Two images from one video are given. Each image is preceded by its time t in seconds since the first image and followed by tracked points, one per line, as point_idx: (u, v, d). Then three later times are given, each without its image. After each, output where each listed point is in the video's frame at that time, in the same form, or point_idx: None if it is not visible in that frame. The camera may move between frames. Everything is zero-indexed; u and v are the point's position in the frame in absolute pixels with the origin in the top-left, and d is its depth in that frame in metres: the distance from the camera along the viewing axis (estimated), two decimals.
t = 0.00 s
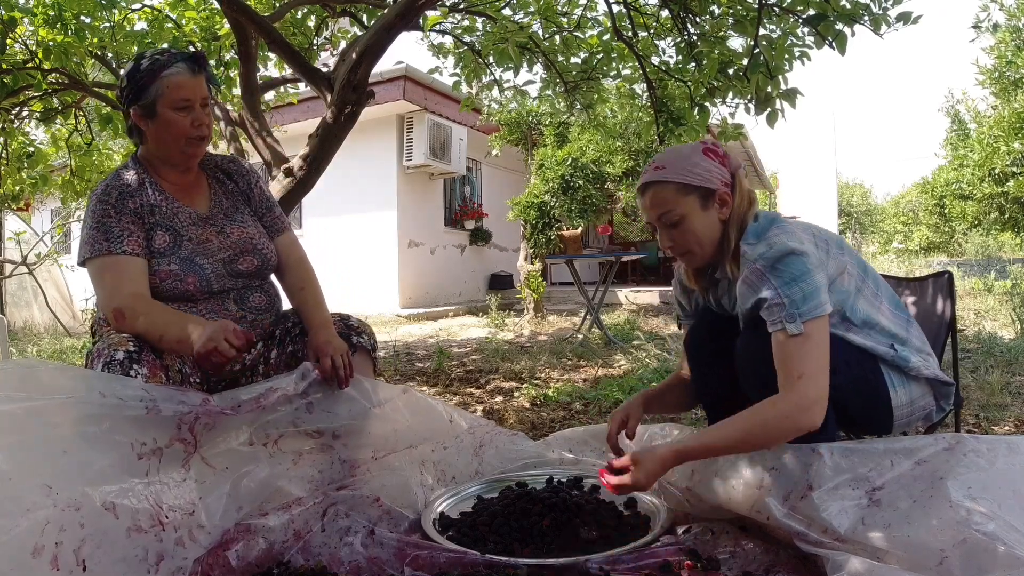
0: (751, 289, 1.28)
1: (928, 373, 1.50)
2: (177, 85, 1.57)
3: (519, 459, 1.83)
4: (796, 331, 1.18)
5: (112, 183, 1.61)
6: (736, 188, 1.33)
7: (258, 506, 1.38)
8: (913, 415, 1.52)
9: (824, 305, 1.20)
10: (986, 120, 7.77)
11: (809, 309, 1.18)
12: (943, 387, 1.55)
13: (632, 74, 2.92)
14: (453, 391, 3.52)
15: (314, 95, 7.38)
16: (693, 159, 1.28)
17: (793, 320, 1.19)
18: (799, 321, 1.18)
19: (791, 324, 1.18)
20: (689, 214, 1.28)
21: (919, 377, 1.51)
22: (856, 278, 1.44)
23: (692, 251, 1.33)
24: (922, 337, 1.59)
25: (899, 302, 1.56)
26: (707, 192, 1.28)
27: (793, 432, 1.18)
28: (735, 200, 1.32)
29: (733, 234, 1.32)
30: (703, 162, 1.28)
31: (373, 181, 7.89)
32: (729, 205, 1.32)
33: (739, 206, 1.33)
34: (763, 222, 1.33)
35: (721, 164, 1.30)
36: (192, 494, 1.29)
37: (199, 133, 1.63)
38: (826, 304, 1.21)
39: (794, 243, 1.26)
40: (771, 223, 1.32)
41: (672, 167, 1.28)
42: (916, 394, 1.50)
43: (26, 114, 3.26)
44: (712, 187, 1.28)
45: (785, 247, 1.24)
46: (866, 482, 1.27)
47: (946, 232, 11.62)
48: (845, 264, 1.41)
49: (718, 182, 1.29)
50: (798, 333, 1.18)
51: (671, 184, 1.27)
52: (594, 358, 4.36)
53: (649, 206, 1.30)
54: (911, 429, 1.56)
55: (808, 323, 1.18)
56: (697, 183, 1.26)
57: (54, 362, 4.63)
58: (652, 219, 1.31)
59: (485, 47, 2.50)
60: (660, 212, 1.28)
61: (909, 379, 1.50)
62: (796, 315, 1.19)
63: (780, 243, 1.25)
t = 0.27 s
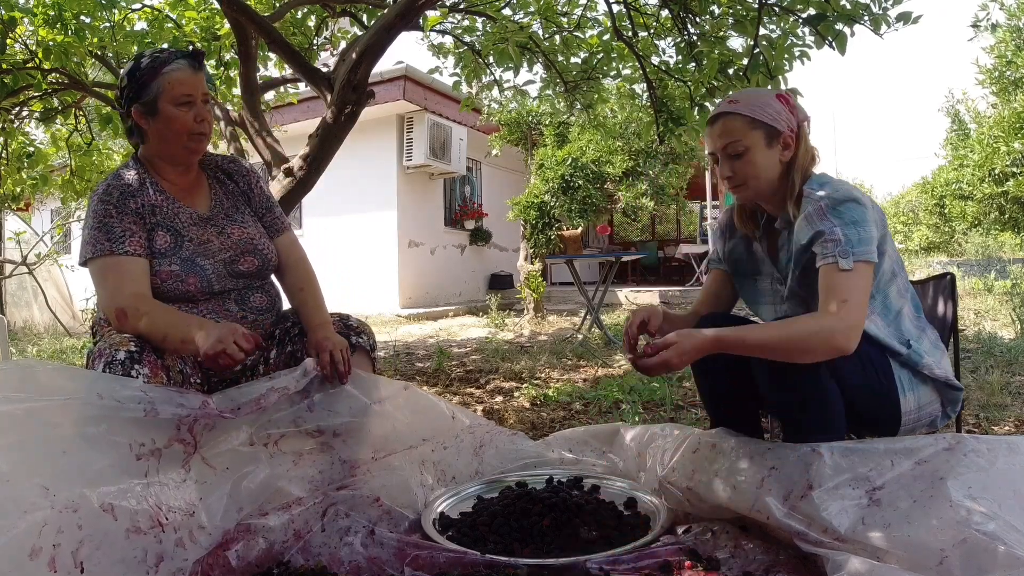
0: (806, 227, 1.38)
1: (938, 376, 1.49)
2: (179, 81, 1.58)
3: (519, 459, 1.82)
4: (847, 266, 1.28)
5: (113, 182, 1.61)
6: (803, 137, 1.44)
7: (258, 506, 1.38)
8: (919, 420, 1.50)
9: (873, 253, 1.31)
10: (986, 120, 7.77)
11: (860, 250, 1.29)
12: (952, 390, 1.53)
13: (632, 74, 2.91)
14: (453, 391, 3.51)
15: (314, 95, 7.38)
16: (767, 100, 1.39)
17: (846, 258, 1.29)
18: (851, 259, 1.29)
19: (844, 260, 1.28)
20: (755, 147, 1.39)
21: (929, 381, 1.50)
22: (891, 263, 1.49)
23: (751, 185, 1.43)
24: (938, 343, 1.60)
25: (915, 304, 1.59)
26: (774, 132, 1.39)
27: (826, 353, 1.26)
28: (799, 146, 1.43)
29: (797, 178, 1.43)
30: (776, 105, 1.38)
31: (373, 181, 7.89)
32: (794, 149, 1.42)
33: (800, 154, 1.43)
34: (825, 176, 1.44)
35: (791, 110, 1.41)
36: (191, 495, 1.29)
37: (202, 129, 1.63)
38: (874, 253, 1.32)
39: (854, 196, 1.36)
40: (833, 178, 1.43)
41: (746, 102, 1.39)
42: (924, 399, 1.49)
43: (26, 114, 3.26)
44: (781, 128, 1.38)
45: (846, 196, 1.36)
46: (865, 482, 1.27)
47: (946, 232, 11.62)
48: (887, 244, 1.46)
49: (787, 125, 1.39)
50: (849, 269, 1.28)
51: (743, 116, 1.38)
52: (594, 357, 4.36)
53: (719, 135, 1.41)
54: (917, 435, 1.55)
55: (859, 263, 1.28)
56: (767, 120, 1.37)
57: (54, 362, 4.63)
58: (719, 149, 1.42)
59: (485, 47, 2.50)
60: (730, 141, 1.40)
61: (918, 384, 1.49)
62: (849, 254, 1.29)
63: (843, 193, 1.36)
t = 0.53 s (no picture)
0: (842, 197, 1.41)
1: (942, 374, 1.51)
2: (180, 78, 1.58)
3: (519, 459, 1.82)
4: (875, 241, 1.32)
5: (115, 183, 1.61)
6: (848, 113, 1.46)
7: (258, 506, 1.38)
8: (923, 422, 1.51)
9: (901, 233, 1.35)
10: (986, 120, 7.77)
11: (890, 228, 1.33)
12: (953, 390, 1.54)
13: (632, 74, 2.91)
14: (453, 391, 3.51)
15: (314, 95, 7.38)
16: (816, 74, 1.41)
17: (875, 233, 1.33)
18: (879, 236, 1.33)
19: (872, 234, 1.33)
20: (799, 120, 1.41)
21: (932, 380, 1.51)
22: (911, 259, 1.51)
23: (792, 155, 1.46)
24: (942, 343, 1.61)
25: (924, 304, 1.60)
26: (820, 106, 1.41)
27: (831, 313, 1.31)
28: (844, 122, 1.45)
29: (842, 154, 1.46)
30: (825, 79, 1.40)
31: (373, 181, 7.89)
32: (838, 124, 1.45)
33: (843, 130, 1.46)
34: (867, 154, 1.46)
35: (839, 86, 1.43)
36: (192, 495, 1.29)
37: (204, 125, 1.63)
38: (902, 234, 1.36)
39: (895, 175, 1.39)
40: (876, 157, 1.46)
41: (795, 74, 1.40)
42: (927, 401, 1.50)
43: (26, 114, 3.26)
44: (827, 102, 1.41)
45: (888, 174, 1.38)
46: (866, 482, 1.27)
47: (946, 232, 11.62)
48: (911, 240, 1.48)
49: (833, 100, 1.42)
50: (875, 244, 1.33)
51: (790, 89, 1.40)
52: (594, 357, 4.35)
53: (765, 103, 1.44)
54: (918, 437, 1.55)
55: (886, 241, 1.33)
56: (814, 94, 1.40)
57: (54, 362, 4.63)
58: (763, 118, 1.45)
59: (485, 47, 2.50)
60: (775, 110, 1.42)
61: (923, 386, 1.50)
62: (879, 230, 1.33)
63: (884, 172, 1.39)
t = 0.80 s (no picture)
0: (852, 197, 1.41)
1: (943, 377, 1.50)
2: (179, 78, 1.58)
3: (519, 459, 1.82)
4: (880, 247, 1.34)
5: (113, 185, 1.61)
6: (859, 111, 1.45)
7: (258, 506, 1.38)
8: (923, 423, 1.51)
9: (907, 239, 1.36)
10: (986, 120, 7.77)
11: (897, 233, 1.35)
12: (954, 390, 1.54)
13: (632, 74, 2.91)
14: (453, 391, 3.52)
15: (314, 96, 7.38)
16: (828, 70, 1.40)
17: (880, 238, 1.35)
18: (886, 240, 1.34)
19: (878, 240, 1.34)
20: (810, 117, 1.41)
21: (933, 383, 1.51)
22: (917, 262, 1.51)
23: (801, 153, 1.46)
24: (945, 345, 1.61)
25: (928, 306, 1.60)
26: (831, 103, 1.41)
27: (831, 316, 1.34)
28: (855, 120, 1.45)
29: (853, 152, 1.46)
30: (837, 76, 1.39)
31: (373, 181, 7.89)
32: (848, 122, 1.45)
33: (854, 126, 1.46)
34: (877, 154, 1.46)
35: (850, 83, 1.42)
36: (191, 495, 1.29)
37: (203, 125, 1.63)
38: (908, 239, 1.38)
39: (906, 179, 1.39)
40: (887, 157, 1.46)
41: (807, 70, 1.39)
42: (928, 403, 1.50)
43: (26, 114, 3.26)
44: (838, 100, 1.40)
45: (900, 177, 1.39)
46: (866, 482, 1.27)
47: (947, 232, 11.62)
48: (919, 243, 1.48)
49: (844, 97, 1.41)
50: (881, 249, 1.34)
51: (801, 86, 1.39)
52: (594, 358, 4.36)
53: (775, 100, 1.42)
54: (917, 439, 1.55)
55: (892, 246, 1.34)
56: (825, 91, 1.39)
57: (54, 362, 4.63)
58: (772, 115, 1.44)
59: (485, 46, 2.50)
60: (785, 108, 1.41)
61: (924, 386, 1.50)
62: (886, 235, 1.35)
63: (896, 175, 1.39)
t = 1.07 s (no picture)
0: (849, 202, 1.42)
1: (943, 378, 1.51)
2: (173, 77, 1.59)
3: (519, 459, 1.82)
4: (875, 254, 1.35)
5: (110, 185, 1.61)
6: (857, 112, 1.45)
7: (258, 506, 1.38)
8: (924, 424, 1.51)
9: (903, 244, 1.37)
10: (986, 120, 7.77)
11: (893, 240, 1.35)
12: (954, 390, 1.54)
13: (632, 74, 2.91)
14: (453, 391, 3.52)
15: (314, 95, 7.38)
16: (825, 70, 1.40)
17: (877, 244, 1.35)
18: (882, 247, 1.35)
19: (874, 246, 1.35)
20: (806, 119, 1.41)
21: (934, 383, 1.51)
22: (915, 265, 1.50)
23: (797, 155, 1.46)
24: (944, 345, 1.62)
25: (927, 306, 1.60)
26: (827, 105, 1.41)
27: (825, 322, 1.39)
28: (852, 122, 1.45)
29: (850, 154, 1.46)
30: (834, 77, 1.40)
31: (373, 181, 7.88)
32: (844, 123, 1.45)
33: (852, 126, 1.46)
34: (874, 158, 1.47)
35: (847, 84, 1.42)
36: (191, 495, 1.29)
37: (198, 124, 1.64)
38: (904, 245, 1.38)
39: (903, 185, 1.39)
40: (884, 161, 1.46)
41: (803, 71, 1.40)
42: (929, 404, 1.50)
43: (26, 114, 3.26)
44: (834, 101, 1.40)
45: (897, 182, 1.39)
46: (866, 482, 1.27)
47: (947, 232, 11.63)
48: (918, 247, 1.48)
49: (840, 97, 1.41)
50: (877, 256, 1.35)
51: (798, 86, 1.39)
52: (594, 358, 4.36)
53: (772, 102, 1.43)
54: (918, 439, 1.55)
55: (888, 252, 1.35)
56: (822, 91, 1.39)
57: (54, 362, 4.62)
58: (768, 116, 1.45)
59: (485, 46, 2.50)
60: (781, 110, 1.42)
61: (925, 387, 1.50)
62: (882, 241, 1.35)
63: (894, 180, 1.39)
